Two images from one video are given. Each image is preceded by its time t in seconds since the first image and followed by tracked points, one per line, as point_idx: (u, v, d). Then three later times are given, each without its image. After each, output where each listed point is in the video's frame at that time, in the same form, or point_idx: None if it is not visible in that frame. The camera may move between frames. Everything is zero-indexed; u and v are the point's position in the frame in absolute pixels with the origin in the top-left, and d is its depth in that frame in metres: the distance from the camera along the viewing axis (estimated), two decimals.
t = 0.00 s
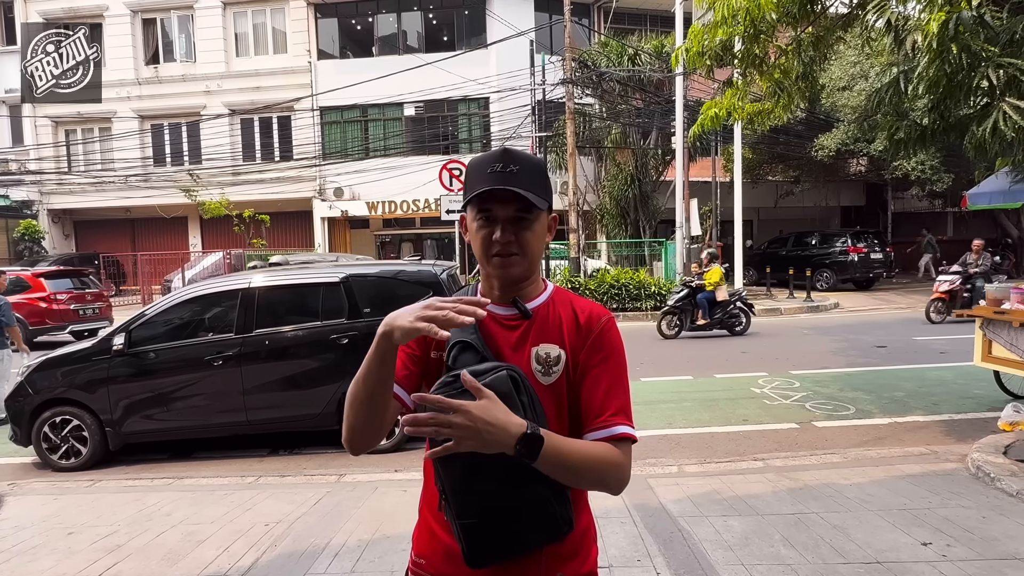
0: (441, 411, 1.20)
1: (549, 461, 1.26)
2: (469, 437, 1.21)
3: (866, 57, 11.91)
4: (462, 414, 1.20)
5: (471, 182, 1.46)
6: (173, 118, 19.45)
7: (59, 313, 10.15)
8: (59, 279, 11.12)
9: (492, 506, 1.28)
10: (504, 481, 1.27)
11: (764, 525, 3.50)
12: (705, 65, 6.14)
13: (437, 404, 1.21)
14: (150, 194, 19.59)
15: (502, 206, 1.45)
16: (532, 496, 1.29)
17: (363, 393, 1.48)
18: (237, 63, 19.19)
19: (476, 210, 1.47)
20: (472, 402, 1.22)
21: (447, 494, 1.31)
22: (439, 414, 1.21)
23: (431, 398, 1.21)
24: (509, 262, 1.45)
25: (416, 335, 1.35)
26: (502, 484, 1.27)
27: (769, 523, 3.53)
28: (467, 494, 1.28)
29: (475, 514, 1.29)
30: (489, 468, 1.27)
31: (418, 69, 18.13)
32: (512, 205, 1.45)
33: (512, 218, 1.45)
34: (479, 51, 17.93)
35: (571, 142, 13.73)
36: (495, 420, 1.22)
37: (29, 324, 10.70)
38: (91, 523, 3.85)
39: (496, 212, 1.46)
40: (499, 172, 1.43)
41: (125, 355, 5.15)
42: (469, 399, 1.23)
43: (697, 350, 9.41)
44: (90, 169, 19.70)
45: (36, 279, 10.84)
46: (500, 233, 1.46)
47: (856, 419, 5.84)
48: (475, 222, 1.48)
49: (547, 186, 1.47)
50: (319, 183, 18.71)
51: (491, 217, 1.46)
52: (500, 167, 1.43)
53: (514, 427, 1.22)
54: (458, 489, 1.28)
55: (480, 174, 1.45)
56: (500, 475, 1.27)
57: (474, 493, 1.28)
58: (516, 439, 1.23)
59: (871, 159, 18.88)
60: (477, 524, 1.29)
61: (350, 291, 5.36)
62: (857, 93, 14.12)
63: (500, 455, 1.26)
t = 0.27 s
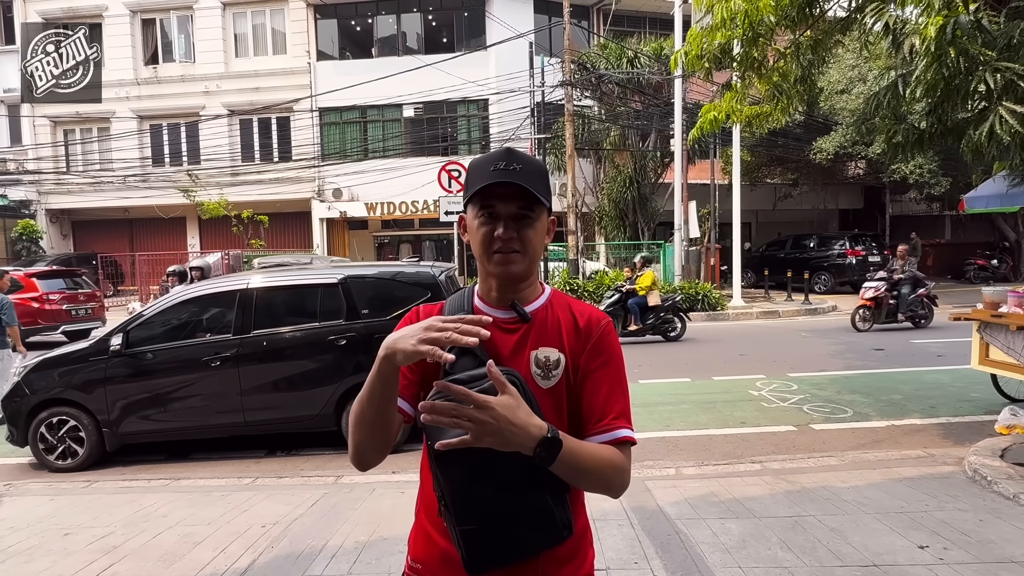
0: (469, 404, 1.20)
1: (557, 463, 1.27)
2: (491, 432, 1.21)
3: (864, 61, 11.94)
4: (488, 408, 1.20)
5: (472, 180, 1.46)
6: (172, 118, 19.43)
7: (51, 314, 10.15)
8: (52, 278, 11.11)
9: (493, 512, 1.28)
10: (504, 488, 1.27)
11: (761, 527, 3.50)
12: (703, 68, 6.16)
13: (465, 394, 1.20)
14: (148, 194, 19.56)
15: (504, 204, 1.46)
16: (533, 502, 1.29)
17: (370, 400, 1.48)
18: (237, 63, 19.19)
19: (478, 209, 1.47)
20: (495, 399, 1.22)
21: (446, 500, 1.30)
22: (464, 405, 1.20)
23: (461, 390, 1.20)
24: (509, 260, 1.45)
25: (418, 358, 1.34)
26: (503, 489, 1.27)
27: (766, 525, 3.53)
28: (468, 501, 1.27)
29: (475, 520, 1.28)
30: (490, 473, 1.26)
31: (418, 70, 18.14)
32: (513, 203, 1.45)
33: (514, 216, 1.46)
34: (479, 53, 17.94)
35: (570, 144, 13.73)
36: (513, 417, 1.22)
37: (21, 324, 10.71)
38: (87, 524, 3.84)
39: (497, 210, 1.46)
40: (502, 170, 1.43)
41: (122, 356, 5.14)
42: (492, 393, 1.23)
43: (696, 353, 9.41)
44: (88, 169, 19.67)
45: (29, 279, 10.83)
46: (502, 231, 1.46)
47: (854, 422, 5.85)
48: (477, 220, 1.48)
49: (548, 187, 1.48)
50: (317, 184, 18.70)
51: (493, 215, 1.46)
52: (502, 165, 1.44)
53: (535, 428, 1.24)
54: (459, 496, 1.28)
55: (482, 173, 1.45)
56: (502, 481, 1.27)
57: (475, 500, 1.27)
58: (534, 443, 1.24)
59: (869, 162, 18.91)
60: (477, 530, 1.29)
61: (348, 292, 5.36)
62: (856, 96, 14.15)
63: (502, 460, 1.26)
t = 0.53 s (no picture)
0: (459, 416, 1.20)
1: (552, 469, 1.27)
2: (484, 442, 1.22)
3: (863, 62, 11.96)
4: (481, 418, 1.20)
5: (469, 179, 1.46)
6: (171, 118, 19.43)
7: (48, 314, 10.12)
8: (46, 278, 11.16)
9: (491, 514, 1.28)
10: (502, 491, 1.27)
11: (759, 529, 3.51)
12: (703, 70, 6.17)
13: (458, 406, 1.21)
14: (147, 194, 19.55)
15: (501, 203, 1.46)
16: (529, 504, 1.29)
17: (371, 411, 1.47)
18: (237, 63, 19.19)
19: (475, 208, 1.47)
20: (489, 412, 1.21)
21: (443, 503, 1.31)
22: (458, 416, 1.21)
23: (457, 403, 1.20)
24: (506, 259, 1.45)
25: (416, 366, 1.35)
26: (500, 492, 1.27)
27: (764, 527, 3.53)
28: (465, 503, 1.28)
29: (472, 524, 1.29)
30: (487, 477, 1.27)
31: (417, 70, 18.16)
32: (510, 201, 1.45)
33: (511, 215, 1.46)
34: (478, 53, 17.96)
35: (570, 145, 13.73)
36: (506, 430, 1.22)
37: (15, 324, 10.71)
38: (84, 524, 3.84)
39: (494, 209, 1.46)
40: (499, 170, 1.43)
41: (120, 356, 5.13)
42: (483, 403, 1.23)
43: (694, 354, 9.42)
44: (87, 168, 19.66)
45: (24, 279, 10.80)
46: (498, 228, 1.46)
47: (853, 424, 5.85)
48: (474, 219, 1.48)
49: (545, 187, 1.48)
50: (317, 184, 18.70)
51: (490, 214, 1.46)
52: (499, 165, 1.43)
53: (529, 437, 1.24)
54: (456, 499, 1.28)
55: (479, 172, 1.45)
56: (500, 484, 1.27)
57: (473, 504, 1.28)
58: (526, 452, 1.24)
59: (868, 164, 18.92)
60: (474, 533, 1.29)
61: (347, 293, 5.36)
62: (855, 98, 14.17)
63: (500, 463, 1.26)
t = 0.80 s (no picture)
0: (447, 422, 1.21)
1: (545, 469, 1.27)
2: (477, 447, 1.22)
3: (863, 64, 11.97)
4: (473, 423, 1.21)
5: (464, 176, 1.47)
6: (171, 117, 19.43)
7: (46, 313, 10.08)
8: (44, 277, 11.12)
9: (489, 516, 1.28)
10: (501, 492, 1.27)
11: (758, 530, 3.51)
12: (702, 70, 6.17)
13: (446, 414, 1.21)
14: (147, 193, 19.56)
15: (497, 197, 1.46)
16: (528, 504, 1.29)
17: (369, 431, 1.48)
18: (237, 63, 19.18)
19: (471, 204, 1.48)
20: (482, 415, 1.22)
21: (441, 504, 1.31)
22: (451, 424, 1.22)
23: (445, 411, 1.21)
24: (503, 253, 1.45)
25: (409, 386, 1.32)
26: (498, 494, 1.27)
27: (763, 528, 3.53)
28: (463, 505, 1.28)
29: (470, 524, 1.29)
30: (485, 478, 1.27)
31: (418, 70, 18.17)
32: (506, 196, 1.46)
33: (506, 209, 1.46)
34: (479, 54, 17.97)
35: (570, 145, 13.73)
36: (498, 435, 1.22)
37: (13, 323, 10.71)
38: (83, 523, 3.83)
39: (489, 204, 1.47)
40: (494, 166, 1.44)
41: (120, 355, 5.13)
42: (472, 410, 1.23)
43: (694, 355, 9.42)
44: (87, 167, 19.66)
45: (21, 278, 10.74)
46: (494, 223, 1.46)
47: (852, 425, 5.85)
48: (469, 216, 1.48)
49: (540, 183, 1.49)
50: (317, 184, 18.70)
51: (485, 209, 1.47)
52: (494, 161, 1.45)
53: (520, 438, 1.24)
54: (455, 499, 1.28)
55: (474, 169, 1.46)
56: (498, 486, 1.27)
57: (470, 505, 1.28)
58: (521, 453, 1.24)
59: (868, 165, 18.92)
60: (473, 534, 1.29)
61: (347, 292, 5.36)
62: (855, 100, 14.17)
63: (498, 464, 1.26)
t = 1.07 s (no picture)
0: (443, 432, 1.20)
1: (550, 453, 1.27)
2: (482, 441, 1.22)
3: (863, 64, 11.97)
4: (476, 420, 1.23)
5: (457, 176, 1.48)
6: (171, 116, 19.42)
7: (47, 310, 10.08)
8: (43, 276, 11.07)
9: (486, 514, 1.28)
10: (498, 491, 1.28)
11: (757, 530, 3.51)
12: (703, 70, 6.17)
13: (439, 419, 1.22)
14: (148, 192, 19.56)
15: (489, 194, 1.46)
16: (525, 501, 1.29)
17: (371, 452, 1.44)
18: (237, 62, 19.18)
19: (465, 204, 1.48)
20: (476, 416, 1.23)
21: (438, 502, 1.31)
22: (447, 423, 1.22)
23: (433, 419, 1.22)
24: (496, 250, 1.45)
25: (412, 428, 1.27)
26: (494, 493, 1.27)
27: (763, 528, 3.53)
28: (460, 503, 1.28)
29: (467, 522, 1.29)
30: (480, 476, 1.27)
31: (418, 70, 18.17)
32: (498, 194, 1.46)
33: (499, 206, 1.46)
34: (480, 53, 17.97)
35: (570, 144, 13.71)
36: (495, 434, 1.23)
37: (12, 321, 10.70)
38: (83, 522, 3.84)
39: (482, 202, 1.47)
40: (485, 165, 1.45)
41: (120, 354, 5.13)
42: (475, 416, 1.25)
43: (694, 355, 9.42)
44: (87, 166, 19.66)
45: (20, 276, 10.72)
46: (487, 221, 1.46)
47: (851, 425, 5.85)
48: (464, 215, 1.49)
49: (533, 180, 1.49)
50: (317, 183, 18.70)
51: (478, 206, 1.47)
52: (486, 160, 1.45)
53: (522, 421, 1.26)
54: (452, 497, 1.28)
55: (466, 169, 1.47)
56: (494, 485, 1.27)
57: (468, 502, 1.28)
58: (524, 438, 1.24)
59: (869, 165, 18.92)
60: (470, 531, 1.30)
61: (347, 292, 5.36)
62: (855, 100, 14.17)
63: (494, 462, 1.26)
